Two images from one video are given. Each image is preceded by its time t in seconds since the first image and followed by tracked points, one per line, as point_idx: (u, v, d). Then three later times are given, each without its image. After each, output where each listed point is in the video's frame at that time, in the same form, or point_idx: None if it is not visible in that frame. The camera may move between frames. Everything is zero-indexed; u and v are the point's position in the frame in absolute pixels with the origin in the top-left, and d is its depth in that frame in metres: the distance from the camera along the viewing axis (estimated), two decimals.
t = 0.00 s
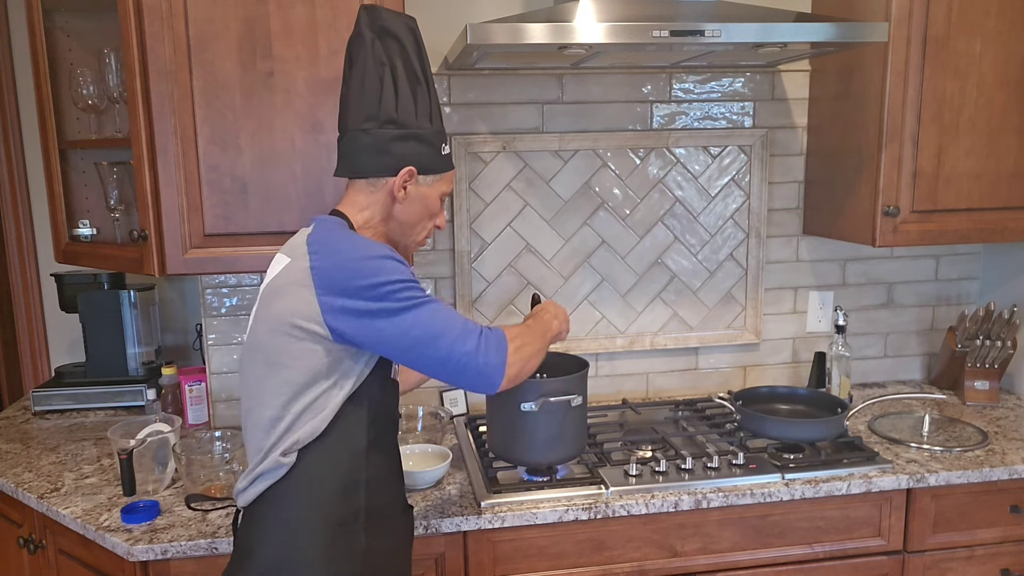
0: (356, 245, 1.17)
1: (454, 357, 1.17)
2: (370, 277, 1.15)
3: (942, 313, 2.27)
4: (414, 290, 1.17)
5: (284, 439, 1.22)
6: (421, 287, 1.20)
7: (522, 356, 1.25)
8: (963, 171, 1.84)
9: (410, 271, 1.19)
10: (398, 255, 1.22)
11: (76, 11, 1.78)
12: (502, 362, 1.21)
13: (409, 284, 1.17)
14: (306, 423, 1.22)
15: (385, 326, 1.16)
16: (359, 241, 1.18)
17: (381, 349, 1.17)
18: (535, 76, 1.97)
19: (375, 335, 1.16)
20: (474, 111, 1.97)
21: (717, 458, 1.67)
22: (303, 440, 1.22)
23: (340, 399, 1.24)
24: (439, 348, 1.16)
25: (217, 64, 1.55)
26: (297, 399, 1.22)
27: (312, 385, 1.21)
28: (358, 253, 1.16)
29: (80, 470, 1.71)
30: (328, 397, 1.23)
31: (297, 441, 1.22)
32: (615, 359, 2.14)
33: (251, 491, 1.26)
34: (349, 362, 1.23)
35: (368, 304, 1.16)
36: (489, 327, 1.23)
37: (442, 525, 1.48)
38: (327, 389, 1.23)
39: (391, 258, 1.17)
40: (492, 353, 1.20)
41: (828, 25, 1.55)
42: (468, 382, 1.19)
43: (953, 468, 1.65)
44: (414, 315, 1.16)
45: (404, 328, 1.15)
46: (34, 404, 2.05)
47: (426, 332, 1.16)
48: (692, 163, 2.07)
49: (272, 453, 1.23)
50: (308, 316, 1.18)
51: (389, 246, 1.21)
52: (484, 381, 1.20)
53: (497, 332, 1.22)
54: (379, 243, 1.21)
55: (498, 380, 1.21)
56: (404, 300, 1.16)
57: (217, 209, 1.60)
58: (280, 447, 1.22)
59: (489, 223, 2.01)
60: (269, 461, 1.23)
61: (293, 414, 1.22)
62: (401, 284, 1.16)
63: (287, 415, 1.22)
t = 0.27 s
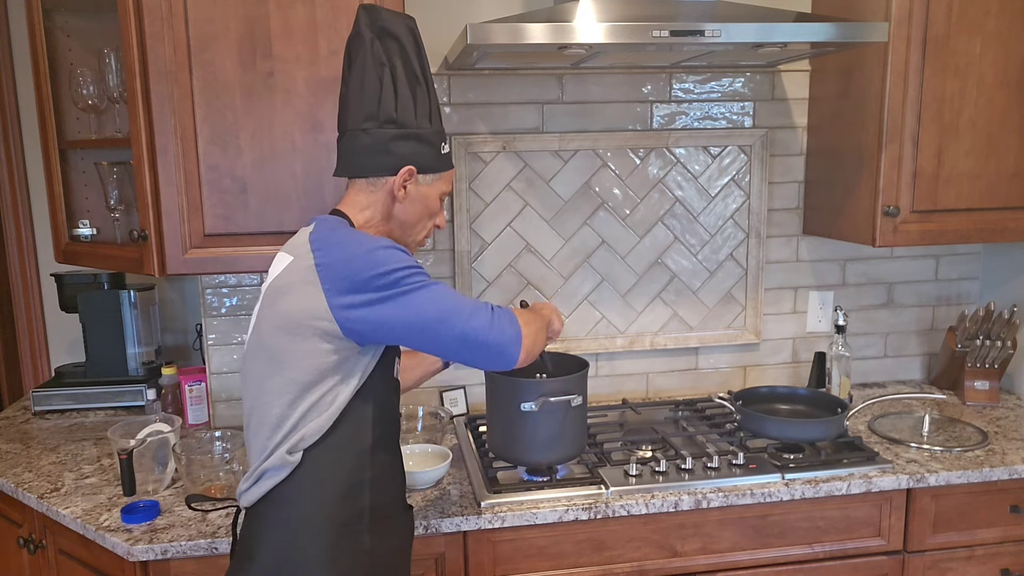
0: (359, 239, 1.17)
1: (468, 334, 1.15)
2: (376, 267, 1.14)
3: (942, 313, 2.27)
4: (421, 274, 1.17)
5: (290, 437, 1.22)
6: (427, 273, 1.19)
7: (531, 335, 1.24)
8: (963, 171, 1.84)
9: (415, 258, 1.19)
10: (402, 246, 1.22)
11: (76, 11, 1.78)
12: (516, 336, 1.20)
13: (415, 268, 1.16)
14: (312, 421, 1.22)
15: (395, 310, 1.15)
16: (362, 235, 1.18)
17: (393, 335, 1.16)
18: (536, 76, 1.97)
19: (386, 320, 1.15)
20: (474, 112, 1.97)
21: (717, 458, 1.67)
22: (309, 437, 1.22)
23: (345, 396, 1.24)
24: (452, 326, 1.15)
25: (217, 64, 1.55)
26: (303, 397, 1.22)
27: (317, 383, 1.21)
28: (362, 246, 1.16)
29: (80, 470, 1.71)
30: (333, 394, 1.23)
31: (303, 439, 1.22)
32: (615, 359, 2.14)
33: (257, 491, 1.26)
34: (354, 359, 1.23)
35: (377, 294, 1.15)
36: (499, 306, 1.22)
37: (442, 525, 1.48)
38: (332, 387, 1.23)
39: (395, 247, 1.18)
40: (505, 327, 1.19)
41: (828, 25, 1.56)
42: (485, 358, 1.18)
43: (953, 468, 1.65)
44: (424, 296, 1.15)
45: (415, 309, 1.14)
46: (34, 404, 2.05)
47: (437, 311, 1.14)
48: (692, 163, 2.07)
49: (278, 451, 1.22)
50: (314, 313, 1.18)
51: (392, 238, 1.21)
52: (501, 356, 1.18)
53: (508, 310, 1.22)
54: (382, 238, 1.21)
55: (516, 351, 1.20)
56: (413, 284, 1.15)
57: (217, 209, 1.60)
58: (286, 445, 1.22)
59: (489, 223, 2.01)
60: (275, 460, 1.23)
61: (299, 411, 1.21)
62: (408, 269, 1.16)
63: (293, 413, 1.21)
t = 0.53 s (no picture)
0: (363, 240, 1.17)
1: (461, 353, 1.18)
2: (377, 274, 1.15)
3: (942, 313, 2.27)
4: (420, 286, 1.18)
5: (293, 436, 1.22)
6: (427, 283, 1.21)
7: (522, 361, 1.26)
8: (963, 171, 1.84)
9: (417, 267, 1.20)
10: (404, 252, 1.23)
11: (76, 11, 1.78)
12: (506, 359, 1.23)
13: (417, 280, 1.18)
14: (315, 420, 1.22)
15: (393, 321, 1.17)
16: (367, 237, 1.18)
17: (388, 345, 1.18)
18: (536, 76, 1.97)
19: (383, 331, 1.17)
20: (474, 112, 1.97)
21: (717, 458, 1.67)
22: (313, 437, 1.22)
23: (348, 395, 1.24)
24: (447, 343, 1.17)
25: (217, 64, 1.55)
26: (307, 396, 1.22)
27: (320, 382, 1.21)
28: (365, 251, 1.16)
29: (80, 470, 1.71)
30: (336, 393, 1.23)
31: (307, 438, 1.22)
32: (615, 359, 2.14)
33: (261, 491, 1.25)
34: (357, 357, 1.23)
35: (376, 300, 1.16)
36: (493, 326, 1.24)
37: (442, 525, 1.48)
38: (335, 386, 1.23)
39: (399, 254, 1.18)
40: (497, 349, 1.21)
41: (828, 25, 1.55)
42: (473, 378, 1.21)
43: (953, 468, 1.65)
44: (422, 311, 1.17)
45: (412, 324, 1.16)
46: (34, 404, 2.05)
47: (434, 327, 1.17)
48: (692, 163, 2.07)
49: (282, 451, 1.22)
50: (317, 313, 1.18)
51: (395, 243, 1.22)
52: (489, 377, 1.22)
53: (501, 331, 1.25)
54: (385, 239, 1.22)
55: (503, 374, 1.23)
56: (412, 296, 1.17)
57: (217, 209, 1.60)
58: (290, 445, 1.22)
59: (489, 224, 2.01)
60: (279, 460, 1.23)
61: (303, 411, 1.21)
62: (409, 281, 1.17)
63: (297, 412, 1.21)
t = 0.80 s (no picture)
0: (363, 244, 1.17)
1: (452, 366, 1.17)
2: (375, 277, 1.15)
3: (942, 313, 2.27)
4: (417, 294, 1.18)
5: (294, 437, 1.22)
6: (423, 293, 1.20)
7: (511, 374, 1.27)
8: (963, 171, 1.84)
9: (414, 276, 1.20)
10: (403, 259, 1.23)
11: (76, 11, 1.78)
12: (496, 375, 1.22)
13: (412, 289, 1.17)
14: (315, 421, 1.22)
15: (385, 329, 1.16)
16: (366, 241, 1.18)
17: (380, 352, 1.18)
18: (536, 76, 1.97)
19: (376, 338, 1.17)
20: (474, 111, 1.97)
21: (717, 458, 1.67)
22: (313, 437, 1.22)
23: (348, 396, 1.23)
24: (438, 355, 1.17)
25: (218, 64, 1.55)
26: (308, 397, 1.22)
27: (321, 383, 1.21)
28: (364, 254, 1.16)
29: (80, 470, 1.71)
30: (336, 394, 1.23)
31: (307, 439, 1.22)
32: (615, 359, 2.14)
33: (261, 492, 1.25)
34: (356, 360, 1.23)
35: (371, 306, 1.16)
36: (486, 341, 1.24)
37: (442, 525, 1.48)
38: (336, 387, 1.22)
39: (397, 261, 1.18)
40: (487, 366, 1.21)
41: (828, 25, 1.55)
42: (461, 392, 1.20)
43: (953, 468, 1.65)
44: (415, 321, 1.16)
45: (404, 333, 1.16)
46: (34, 404, 2.05)
47: (426, 338, 1.16)
48: (692, 163, 2.07)
49: (282, 452, 1.22)
50: (316, 313, 1.18)
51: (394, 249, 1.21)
52: (477, 393, 1.21)
53: (493, 346, 1.24)
54: (386, 243, 1.21)
55: (490, 392, 1.23)
56: (407, 305, 1.17)
57: (217, 209, 1.60)
58: (290, 445, 1.22)
59: (489, 224, 2.01)
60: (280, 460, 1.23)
61: (303, 411, 1.21)
62: (405, 289, 1.17)
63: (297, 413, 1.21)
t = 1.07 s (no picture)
0: (360, 244, 1.17)
1: (450, 365, 1.17)
2: (373, 275, 1.15)
3: (942, 313, 2.27)
4: (415, 292, 1.17)
5: (290, 438, 1.22)
6: (422, 291, 1.20)
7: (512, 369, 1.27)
8: (963, 171, 1.84)
9: (412, 274, 1.19)
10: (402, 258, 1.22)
11: (76, 11, 1.78)
12: (495, 373, 1.22)
13: (410, 288, 1.17)
14: (311, 422, 1.22)
15: (383, 328, 1.16)
16: (364, 240, 1.18)
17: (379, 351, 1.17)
18: (536, 76, 1.97)
19: (374, 337, 1.16)
20: (474, 111, 1.97)
21: (717, 458, 1.67)
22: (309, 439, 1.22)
23: (345, 398, 1.23)
24: (436, 354, 1.16)
25: (217, 64, 1.55)
26: (304, 398, 1.21)
27: (317, 385, 1.21)
28: (362, 254, 1.16)
29: (80, 470, 1.71)
30: (333, 395, 1.23)
31: (303, 440, 1.22)
32: (615, 359, 2.14)
33: (258, 493, 1.26)
34: (353, 362, 1.23)
35: (369, 305, 1.16)
36: (485, 339, 1.23)
37: (442, 525, 1.48)
38: (333, 388, 1.22)
39: (394, 260, 1.17)
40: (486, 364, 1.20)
41: (828, 25, 1.56)
42: (461, 391, 1.19)
43: (953, 468, 1.65)
44: (413, 319, 1.16)
45: (402, 332, 1.15)
46: (34, 404, 2.05)
47: (424, 337, 1.15)
48: (692, 163, 2.07)
49: (279, 453, 1.23)
50: (314, 314, 1.18)
51: (393, 248, 1.21)
52: (476, 391, 1.20)
53: (492, 345, 1.23)
54: (384, 243, 1.21)
55: (489, 391, 1.22)
56: (405, 303, 1.16)
57: (217, 209, 1.60)
58: (287, 446, 1.22)
59: (489, 224, 2.01)
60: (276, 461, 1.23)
61: (299, 413, 1.21)
62: (403, 288, 1.16)
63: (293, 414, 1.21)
